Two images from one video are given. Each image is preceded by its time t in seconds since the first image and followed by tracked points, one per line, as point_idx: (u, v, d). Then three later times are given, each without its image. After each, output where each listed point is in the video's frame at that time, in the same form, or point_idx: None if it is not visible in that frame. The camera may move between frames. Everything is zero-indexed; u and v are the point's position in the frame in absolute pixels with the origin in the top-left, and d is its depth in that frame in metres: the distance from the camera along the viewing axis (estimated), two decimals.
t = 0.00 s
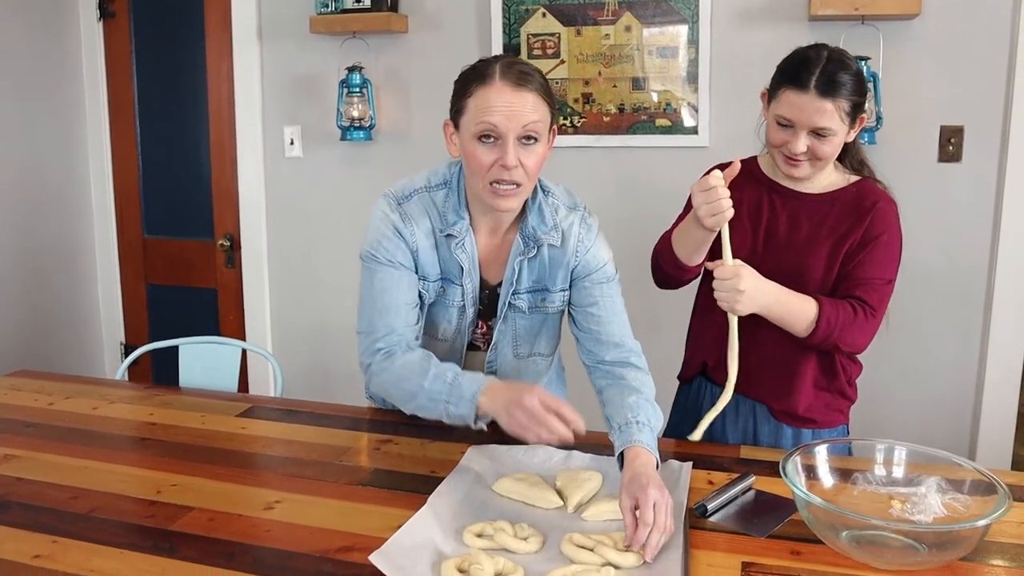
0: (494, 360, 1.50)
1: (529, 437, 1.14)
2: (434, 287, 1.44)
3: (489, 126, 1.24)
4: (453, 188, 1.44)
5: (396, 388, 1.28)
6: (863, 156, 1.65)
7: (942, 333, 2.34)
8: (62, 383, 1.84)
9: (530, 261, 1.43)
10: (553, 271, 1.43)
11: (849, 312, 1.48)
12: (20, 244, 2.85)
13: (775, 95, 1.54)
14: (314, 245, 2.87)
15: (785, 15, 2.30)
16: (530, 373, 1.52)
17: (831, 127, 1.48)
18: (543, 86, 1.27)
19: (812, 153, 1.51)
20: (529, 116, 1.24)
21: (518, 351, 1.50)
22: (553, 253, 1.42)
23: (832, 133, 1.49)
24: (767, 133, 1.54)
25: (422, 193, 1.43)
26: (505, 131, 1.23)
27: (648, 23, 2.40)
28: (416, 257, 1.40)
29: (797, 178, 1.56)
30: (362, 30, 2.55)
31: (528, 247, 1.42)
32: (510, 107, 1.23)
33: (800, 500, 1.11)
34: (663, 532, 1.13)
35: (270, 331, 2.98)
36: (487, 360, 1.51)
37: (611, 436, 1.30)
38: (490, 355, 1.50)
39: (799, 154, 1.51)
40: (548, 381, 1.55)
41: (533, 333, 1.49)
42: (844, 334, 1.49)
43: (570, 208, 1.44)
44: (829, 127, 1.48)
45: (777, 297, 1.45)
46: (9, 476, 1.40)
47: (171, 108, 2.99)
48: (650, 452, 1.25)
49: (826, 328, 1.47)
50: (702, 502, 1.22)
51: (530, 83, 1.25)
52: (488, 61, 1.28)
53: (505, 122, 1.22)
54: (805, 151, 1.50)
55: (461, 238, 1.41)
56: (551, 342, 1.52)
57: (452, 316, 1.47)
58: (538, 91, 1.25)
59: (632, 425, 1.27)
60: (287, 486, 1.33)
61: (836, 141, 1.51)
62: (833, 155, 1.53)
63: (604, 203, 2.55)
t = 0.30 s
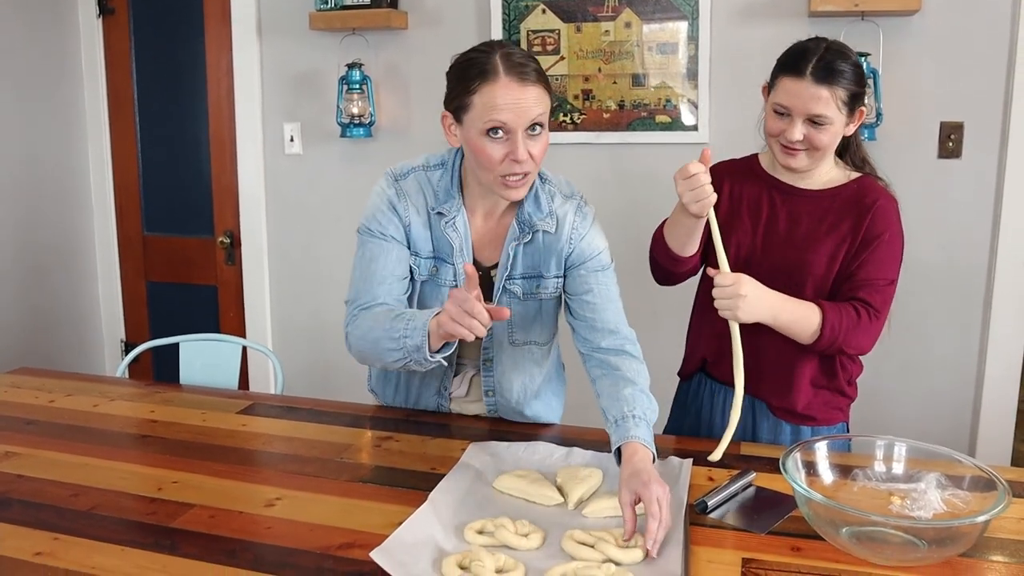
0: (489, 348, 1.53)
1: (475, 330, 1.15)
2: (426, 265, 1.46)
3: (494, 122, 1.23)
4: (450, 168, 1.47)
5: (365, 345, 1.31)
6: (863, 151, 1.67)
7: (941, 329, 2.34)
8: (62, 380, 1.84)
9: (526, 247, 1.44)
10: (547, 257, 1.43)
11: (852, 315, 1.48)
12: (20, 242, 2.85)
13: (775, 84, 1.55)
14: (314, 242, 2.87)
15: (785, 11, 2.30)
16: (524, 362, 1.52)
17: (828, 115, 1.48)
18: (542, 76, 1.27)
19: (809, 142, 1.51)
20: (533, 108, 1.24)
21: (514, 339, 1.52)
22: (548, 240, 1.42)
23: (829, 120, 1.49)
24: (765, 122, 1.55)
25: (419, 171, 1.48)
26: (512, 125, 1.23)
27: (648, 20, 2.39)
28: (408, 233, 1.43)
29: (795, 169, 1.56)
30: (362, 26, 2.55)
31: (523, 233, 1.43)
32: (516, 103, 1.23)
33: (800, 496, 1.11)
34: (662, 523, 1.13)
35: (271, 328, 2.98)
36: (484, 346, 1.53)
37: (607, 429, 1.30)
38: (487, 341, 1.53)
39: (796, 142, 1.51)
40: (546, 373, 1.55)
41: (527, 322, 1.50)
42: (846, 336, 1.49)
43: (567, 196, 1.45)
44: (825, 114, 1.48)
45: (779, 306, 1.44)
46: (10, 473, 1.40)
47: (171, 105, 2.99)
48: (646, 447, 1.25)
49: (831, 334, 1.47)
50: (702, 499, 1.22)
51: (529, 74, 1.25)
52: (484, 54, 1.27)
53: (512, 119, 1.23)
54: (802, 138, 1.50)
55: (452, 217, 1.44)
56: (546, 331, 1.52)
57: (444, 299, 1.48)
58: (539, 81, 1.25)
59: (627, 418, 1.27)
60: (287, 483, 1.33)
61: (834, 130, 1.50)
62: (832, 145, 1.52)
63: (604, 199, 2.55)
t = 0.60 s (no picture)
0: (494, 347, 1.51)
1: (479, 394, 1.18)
2: (430, 268, 1.46)
3: (490, 131, 1.24)
4: (449, 170, 1.46)
5: (376, 361, 1.34)
6: (863, 151, 1.68)
7: (940, 328, 2.34)
8: (61, 380, 1.84)
9: (529, 245, 1.44)
10: (550, 254, 1.44)
11: (853, 317, 1.49)
12: (18, 241, 2.85)
13: (769, 81, 1.56)
14: (313, 241, 2.87)
15: (784, 10, 2.31)
16: (529, 360, 1.52)
17: (824, 109, 1.49)
18: (545, 86, 1.26)
19: (805, 138, 1.52)
20: (531, 120, 1.24)
21: (518, 337, 1.51)
22: (550, 238, 1.43)
23: (824, 114, 1.49)
24: (761, 119, 1.56)
25: (418, 174, 1.47)
26: (508, 136, 1.24)
27: (647, 19, 2.40)
28: (409, 237, 1.43)
29: (793, 167, 1.57)
30: (361, 26, 2.55)
31: (526, 232, 1.43)
32: (514, 114, 1.22)
33: (800, 494, 1.12)
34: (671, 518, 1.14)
35: (270, 328, 2.98)
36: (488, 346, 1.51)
37: (614, 428, 1.30)
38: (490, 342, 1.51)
39: (792, 138, 1.51)
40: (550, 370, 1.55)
41: (532, 320, 1.50)
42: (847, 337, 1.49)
43: (568, 193, 1.44)
44: (820, 108, 1.49)
45: (778, 305, 1.45)
46: (10, 473, 1.40)
47: (170, 104, 2.98)
48: (652, 446, 1.25)
49: (832, 334, 1.47)
50: (702, 497, 1.23)
51: (531, 85, 1.24)
52: (488, 57, 1.26)
53: (509, 130, 1.23)
54: (797, 134, 1.51)
55: (454, 219, 1.44)
56: (550, 329, 1.52)
57: (449, 299, 1.48)
58: (540, 92, 1.25)
59: (634, 417, 1.27)
60: (288, 482, 1.33)
61: (830, 125, 1.51)
62: (828, 140, 1.52)
63: (603, 199, 2.55)
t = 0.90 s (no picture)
0: (500, 351, 1.51)
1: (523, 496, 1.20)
2: (444, 276, 1.44)
3: (499, 138, 1.24)
4: (459, 177, 1.44)
5: (419, 396, 1.31)
6: (862, 149, 1.66)
7: (940, 327, 2.35)
8: (63, 379, 1.85)
9: (535, 250, 1.44)
10: (558, 259, 1.43)
11: (843, 308, 1.49)
12: (18, 239, 2.85)
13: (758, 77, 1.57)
14: (314, 240, 2.87)
15: (784, 10, 2.31)
16: (536, 363, 1.52)
17: (813, 101, 1.49)
18: (555, 93, 1.26)
19: (796, 132, 1.52)
20: (540, 129, 1.24)
21: (525, 341, 1.50)
22: (558, 244, 1.42)
23: (813, 106, 1.50)
24: (753, 117, 1.57)
25: (428, 182, 1.44)
26: (516, 143, 1.23)
27: (648, 18, 2.40)
28: (426, 244, 1.40)
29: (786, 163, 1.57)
30: (363, 25, 2.55)
31: (533, 236, 1.43)
32: (522, 121, 1.22)
33: (800, 492, 1.13)
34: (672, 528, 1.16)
35: (271, 327, 2.98)
36: (494, 351, 1.51)
37: (620, 429, 1.33)
38: (497, 346, 1.51)
39: (783, 132, 1.52)
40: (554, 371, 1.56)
41: (539, 323, 1.50)
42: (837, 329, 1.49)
43: (574, 196, 1.44)
44: (808, 100, 1.50)
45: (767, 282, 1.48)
46: (14, 471, 1.41)
47: (170, 103, 2.99)
48: (658, 448, 1.27)
49: (817, 319, 1.48)
50: (702, 495, 1.24)
51: (540, 92, 1.24)
52: (500, 62, 1.26)
53: (517, 137, 1.23)
54: (788, 128, 1.52)
55: (469, 228, 1.42)
56: (556, 332, 1.52)
57: (460, 306, 1.47)
58: (550, 101, 1.24)
59: (641, 420, 1.29)
60: (290, 481, 1.34)
61: (820, 118, 1.51)
62: (820, 134, 1.53)
63: (603, 198, 2.56)
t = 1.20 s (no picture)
0: (507, 356, 1.51)
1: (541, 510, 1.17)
2: (453, 282, 1.44)
3: (504, 147, 1.24)
4: (465, 184, 1.44)
5: (437, 401, 1.29)
6: (859, 145, 1.65)
7: (942, 326, 2.35)
8: (65, 377, 1.85)
9: (543, 255, 1.43)
10: (566, 263, 1.43)
11: (826, 301, 1.48)
12: (20, 239, 2.85)
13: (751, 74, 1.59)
14: (316, 239, 2.87)
15: (786, 9, 2.31)
16: (543, 366, 1.53)
17: (804, 97, 1.50)
18: (559, 98, 1.25)
19: (788, 128, 1.53)
20: (545, 136, 1.23)
21: (532, 345, 1.51)
22: (565, 249, 1.42)
23: (804, 102, 1.51)
24: (747, 114, 1.58)
25: (435, 189, 1.43)
26: (521, 152, 1.23)
27: (650, 17, 2.40)
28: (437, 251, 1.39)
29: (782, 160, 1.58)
30: (365, 24, 2.55)
31: (541, 241, 1.42)
32: (527, 129, 1.22)
33: (801, 492, 1.12)
34: (667, 528, 1.14)
35: (273, 327, 2.98)
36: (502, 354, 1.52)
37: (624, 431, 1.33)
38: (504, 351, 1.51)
39: (775, 128, 1.54)
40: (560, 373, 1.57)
41: (546, 328, 1.50)
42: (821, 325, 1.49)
43: (581, 200, 1.44)
44: (799, 96, 1.50)
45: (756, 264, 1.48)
46: (15, 469, 1.41)
47: (172, 103, 2.99)
48: (659, 450, 1.27)
49: (797, 308, 1.48)
50: (704, 493, 1.24)
51: (545, 98, 1.23)
52: (502, 69, 1.25)
53: (522, 145, 1.22)
54: (780, 124, 1.53)
55: (477, 236, 1.42)
56: (563, 335, 1.52)
57: (468, 310, 1.48)
58: (555, 107, 1.24)
59: (641, 421, 1.29)
60: (291, 479, 1.34)
61: (813, 114, 1.52)
62: (813, 130, 1.53)
63: (605, 196, 2.56)
